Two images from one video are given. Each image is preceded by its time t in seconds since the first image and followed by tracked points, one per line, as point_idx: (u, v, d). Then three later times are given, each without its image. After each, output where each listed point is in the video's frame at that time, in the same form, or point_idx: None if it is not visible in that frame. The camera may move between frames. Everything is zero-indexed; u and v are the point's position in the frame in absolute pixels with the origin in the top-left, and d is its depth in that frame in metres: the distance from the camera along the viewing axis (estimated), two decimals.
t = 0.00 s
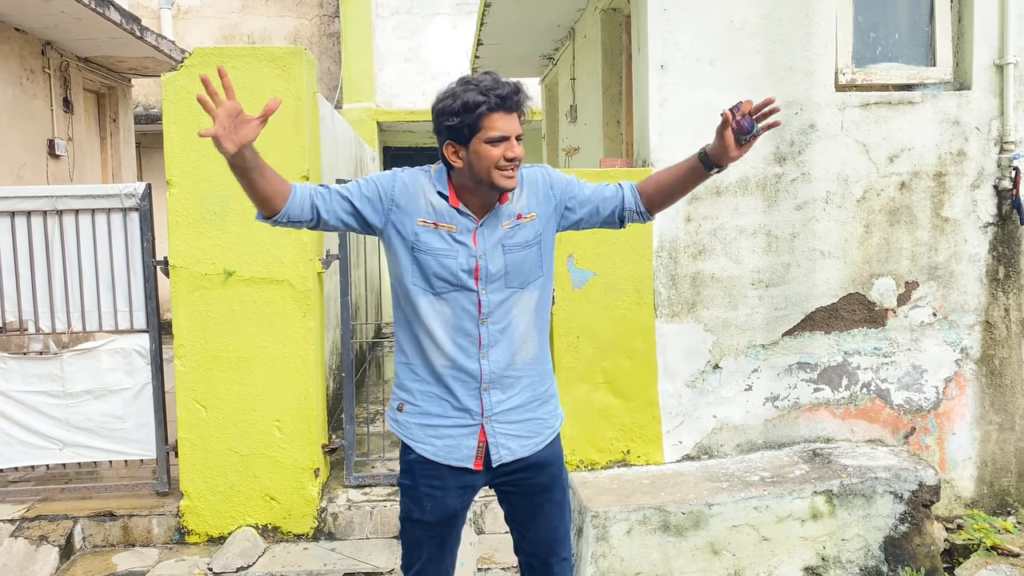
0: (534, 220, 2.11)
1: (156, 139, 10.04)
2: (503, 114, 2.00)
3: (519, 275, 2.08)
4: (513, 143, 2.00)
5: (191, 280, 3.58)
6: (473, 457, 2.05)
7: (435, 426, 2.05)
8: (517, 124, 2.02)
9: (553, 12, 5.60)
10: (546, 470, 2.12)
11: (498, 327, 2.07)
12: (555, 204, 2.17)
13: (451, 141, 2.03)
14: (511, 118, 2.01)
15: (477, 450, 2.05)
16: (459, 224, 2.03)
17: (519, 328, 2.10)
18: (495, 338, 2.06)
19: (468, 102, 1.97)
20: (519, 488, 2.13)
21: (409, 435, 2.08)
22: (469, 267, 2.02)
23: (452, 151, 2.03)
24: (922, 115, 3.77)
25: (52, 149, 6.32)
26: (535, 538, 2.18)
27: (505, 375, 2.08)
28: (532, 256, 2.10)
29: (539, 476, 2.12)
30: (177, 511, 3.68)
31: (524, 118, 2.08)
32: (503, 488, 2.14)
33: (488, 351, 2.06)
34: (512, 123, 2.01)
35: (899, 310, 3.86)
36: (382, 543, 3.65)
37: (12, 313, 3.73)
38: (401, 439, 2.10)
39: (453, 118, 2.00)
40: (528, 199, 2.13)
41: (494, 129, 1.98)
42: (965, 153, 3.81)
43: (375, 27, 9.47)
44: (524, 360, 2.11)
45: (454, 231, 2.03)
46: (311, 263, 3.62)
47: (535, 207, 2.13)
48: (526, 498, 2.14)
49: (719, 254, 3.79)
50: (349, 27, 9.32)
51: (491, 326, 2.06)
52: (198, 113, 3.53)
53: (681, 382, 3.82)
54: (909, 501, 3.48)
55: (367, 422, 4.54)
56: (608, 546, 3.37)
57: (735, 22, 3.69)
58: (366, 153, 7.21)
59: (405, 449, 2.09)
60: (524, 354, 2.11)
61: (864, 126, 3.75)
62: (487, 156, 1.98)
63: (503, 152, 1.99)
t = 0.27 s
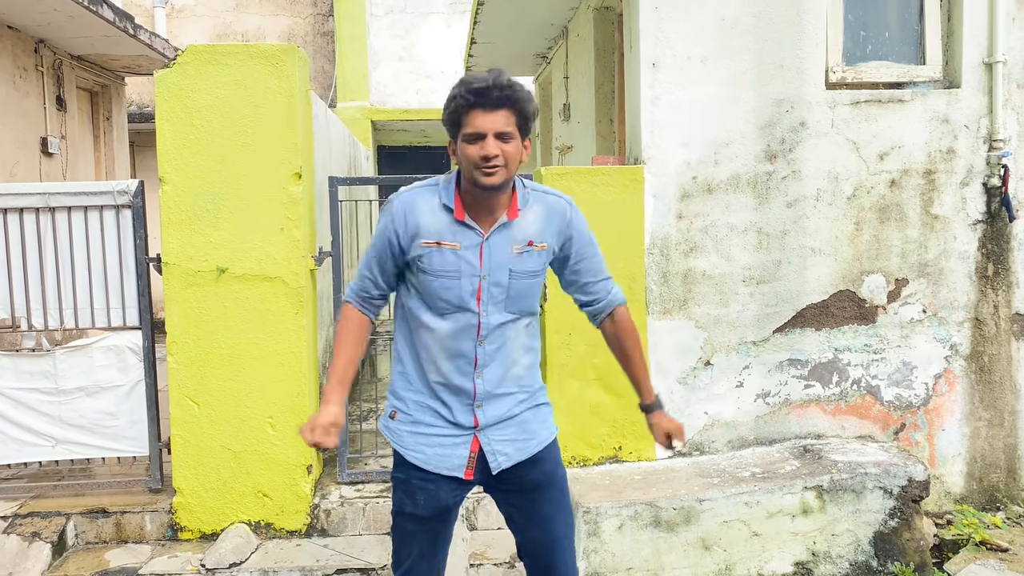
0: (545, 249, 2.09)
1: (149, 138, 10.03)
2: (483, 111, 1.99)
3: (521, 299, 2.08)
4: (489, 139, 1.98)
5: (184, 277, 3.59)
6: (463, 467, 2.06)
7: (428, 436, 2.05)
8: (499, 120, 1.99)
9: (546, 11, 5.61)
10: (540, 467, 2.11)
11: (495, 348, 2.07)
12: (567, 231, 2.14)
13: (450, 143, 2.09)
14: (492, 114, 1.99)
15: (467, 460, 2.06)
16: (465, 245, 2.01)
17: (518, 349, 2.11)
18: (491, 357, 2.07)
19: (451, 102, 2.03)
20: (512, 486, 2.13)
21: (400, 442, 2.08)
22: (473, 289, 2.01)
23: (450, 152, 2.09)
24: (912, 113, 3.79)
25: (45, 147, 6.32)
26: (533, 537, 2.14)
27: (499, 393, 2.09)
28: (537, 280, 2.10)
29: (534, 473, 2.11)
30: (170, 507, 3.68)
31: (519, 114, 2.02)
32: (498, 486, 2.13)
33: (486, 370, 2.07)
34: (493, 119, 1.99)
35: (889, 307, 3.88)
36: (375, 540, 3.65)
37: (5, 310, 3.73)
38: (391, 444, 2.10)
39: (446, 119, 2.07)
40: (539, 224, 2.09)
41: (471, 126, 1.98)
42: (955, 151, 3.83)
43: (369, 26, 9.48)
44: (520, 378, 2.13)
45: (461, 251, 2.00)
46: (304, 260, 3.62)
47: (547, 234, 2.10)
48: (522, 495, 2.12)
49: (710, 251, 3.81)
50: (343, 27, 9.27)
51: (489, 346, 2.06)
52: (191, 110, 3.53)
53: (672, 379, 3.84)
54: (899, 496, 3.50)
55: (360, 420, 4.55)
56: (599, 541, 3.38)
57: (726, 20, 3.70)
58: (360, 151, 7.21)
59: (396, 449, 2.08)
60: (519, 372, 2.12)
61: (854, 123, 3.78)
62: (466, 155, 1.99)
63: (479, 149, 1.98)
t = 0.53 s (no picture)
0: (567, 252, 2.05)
1: (146, 138, 10.01)
2: (463, 119, 1.95)
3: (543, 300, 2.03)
4: (464, 148, 1.94)
5: (180, 276, 3.58)
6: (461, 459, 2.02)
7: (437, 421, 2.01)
8: (478, 128, 1.93)
9: (543, 10, 5.61)
10: (540, 469, 2.06)
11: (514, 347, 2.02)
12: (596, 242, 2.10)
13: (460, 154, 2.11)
14: (469, 122, 1.94)
15: (465, 453, 2.03)
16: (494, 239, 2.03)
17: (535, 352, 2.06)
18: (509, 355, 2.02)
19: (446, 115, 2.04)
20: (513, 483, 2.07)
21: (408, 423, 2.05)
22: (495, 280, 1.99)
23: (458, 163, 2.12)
24: (909, 112, 3.80)
25: (42, 146, 6.30)
26: (528, 538, 2.13)
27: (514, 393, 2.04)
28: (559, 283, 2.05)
29: (533, 474, 2.06)
30: (166, 507, 3.68)
31: (503, 120, 1.93)
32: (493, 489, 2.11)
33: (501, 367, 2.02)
34: (470, 127, 1.94)
35: (886, 306, 3.89)
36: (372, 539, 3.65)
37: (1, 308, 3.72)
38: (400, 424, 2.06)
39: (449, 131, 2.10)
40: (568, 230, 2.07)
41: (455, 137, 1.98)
42: (951, 151, 3.84)
43: (366, 25, 9.47)
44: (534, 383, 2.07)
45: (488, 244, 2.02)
46: (301, 260, 3.62)
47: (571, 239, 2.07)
48: (520, 494, 2.09)
49: (707, 249, 3.81)
50: (340, 26, 9.15)
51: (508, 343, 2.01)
52: (188, 109, 3.53)
53: (670, 378, 3.84)
54: (895, 494, 3.51)
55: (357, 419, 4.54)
56: (597, 540, 3.39)
57: (723, 19, 3.71)
58: (357, 151, 7.22)
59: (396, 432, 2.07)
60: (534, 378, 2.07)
61: (851, 123, 3.78)
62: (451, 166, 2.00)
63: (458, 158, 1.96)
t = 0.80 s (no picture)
0: (504, 227, 2.13)
1: (144, 138, 9.99)
2: (416, 110, 2.07)
3: (483, 277, 2.09)
4: (419, 137, 2.06)
5: (179, 276, 3.57)
6: (434, 460, 2.05)
7: (395, 426, 2.07)
8: (431, 117, 2.05)
9: (542, 10, 5.61)
10: (506, 479, 2.11)
11: (461, 329, 2.08)
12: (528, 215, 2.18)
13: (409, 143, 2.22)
14: (422, 112, 2.06)
15: (437, 453, 2.05)
16: (425, 219, 2.09)
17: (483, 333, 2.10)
18: (455, 338, 2.07)
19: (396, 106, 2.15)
20: (477, 498, 2.13)
21: (370, 435, 2.09)
22: (433, 265, 2.07)
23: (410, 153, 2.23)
24: (908, 112, 3.80)
25: (40, 146, 6.29)
26: (501, 549, 2.17)
27: (466, 378, 2.09)
28: (499, 259, 2.11)
29: (498, 486, 2.11)
30: (165, 507, 3.67)
31: (454, 108, 2.06)
32: (461, 500, 2.13)
33: (450, 353, 2.07)
34: (423, 117, 2.06)
35: (885, 305, 3.89)
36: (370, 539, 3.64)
37: None
38: (362, 438, 2.11)
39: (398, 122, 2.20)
40: (499, 209, 2.16)
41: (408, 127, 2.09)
42: (951, 150, 3.84)
43: (365, 25, 9.46)
44: (487, 365, 2.11)
45: (421, 226, 2.08)
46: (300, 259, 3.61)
47: (505, 216, 2.15)
48: (488, 509, 2.13)
49: (707, 249, 3.80)
50: (337, 24, 9.13)
51: (453, 325, 2.07)
52: (187, 108, 3.52)
53: (669, 377, 3.83)
54: (895, 494, 3.51)
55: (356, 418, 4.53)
56: (596, 540, 3.38)
57: (723, 18, 3.70)
58: (356, 151, 7.22)
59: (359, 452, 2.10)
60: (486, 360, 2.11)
61: (851, 122, 3.78)
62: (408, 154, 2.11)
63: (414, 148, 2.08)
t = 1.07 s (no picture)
0: (495, 232, 2.18)
1: (143, 137, 9.98)
2: (448, 124, 2.02)
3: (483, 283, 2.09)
4: (453, 154, 2.03)
5: (180, 275, 3.56)
6: (432, 466, 2.05)
7: (397, 438, 2.05)
8: (463, 134, 2.03)
9: (543, 10, 5.61)
10: (511, 472, 2.11)
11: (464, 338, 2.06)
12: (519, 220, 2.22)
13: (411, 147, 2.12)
14: (457, 128, 2.02)
15: (438, 458, 2.05)
16: (431, 229, 2.12)
17: (484, 341, 2.10)
18: (459, 347, 2.06)
19: (414, 112, 2.04)
20: (484, 490, 2.12)
21: (371, 447, 2.08)
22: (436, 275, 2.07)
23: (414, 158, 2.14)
24: (911, 111, 3.79)
25: (40, 145, 6.28)
26: (510, 543, 2.16)
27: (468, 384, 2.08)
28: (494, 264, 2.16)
29: (504, 478, 2.11)
30: (166, 507, 3.66)
31: (481, 125, 2.07)
32: (468, 493, 2.13)
33: (454, 362, 2.06)
34: (458, 133, 2.02)
35: (887, 305, 3.88)
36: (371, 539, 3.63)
37: None
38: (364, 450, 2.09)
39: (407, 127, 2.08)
40: (491, 213, 2.20)
41: (437, 140, 2.02)
42: (953, 150, 3.83)
43: (365, 25, 9.46)
44: (488, 372, 2.12)
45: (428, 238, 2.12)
46: (301, 259, 3.60)
47: (497, 221, 2.19)
48: (495, 500, 2.13)
49: (709, 249, 3.80)
50: (340, 24, 9.08)
51: (456, 334, 2.05)
52: (189, 106, 3.51)
53: (671, 377, 3.83)
54: (897, 494, 3.51)
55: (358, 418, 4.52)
56: (599, 540, 3.37)
57: (725, 18, 3.70)
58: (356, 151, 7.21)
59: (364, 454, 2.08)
60: (487, 367, 2.11)
61: (853, 122, 3.78)
62: (428, 165, 2.05)
63: (444, 162, 2.03)
